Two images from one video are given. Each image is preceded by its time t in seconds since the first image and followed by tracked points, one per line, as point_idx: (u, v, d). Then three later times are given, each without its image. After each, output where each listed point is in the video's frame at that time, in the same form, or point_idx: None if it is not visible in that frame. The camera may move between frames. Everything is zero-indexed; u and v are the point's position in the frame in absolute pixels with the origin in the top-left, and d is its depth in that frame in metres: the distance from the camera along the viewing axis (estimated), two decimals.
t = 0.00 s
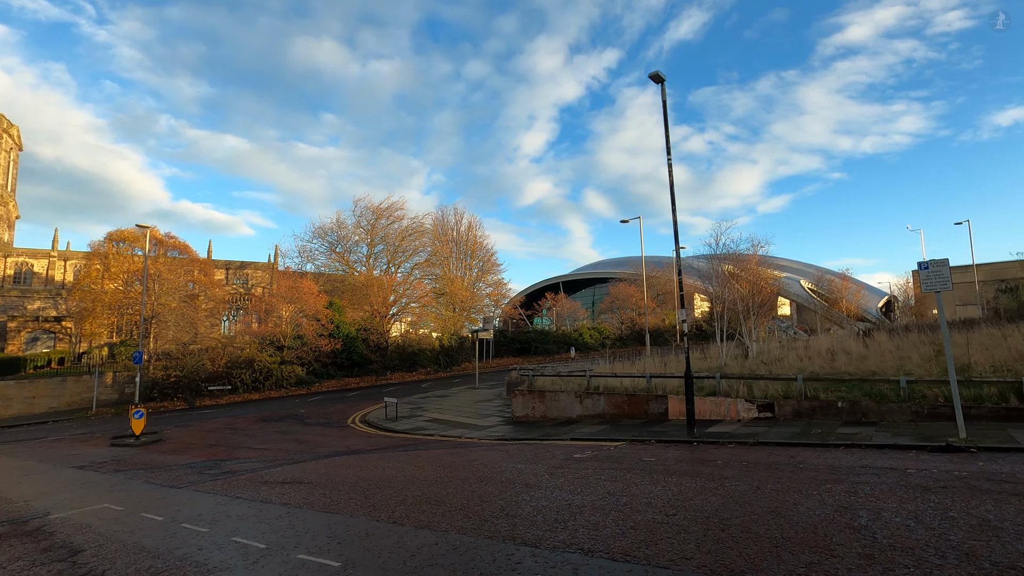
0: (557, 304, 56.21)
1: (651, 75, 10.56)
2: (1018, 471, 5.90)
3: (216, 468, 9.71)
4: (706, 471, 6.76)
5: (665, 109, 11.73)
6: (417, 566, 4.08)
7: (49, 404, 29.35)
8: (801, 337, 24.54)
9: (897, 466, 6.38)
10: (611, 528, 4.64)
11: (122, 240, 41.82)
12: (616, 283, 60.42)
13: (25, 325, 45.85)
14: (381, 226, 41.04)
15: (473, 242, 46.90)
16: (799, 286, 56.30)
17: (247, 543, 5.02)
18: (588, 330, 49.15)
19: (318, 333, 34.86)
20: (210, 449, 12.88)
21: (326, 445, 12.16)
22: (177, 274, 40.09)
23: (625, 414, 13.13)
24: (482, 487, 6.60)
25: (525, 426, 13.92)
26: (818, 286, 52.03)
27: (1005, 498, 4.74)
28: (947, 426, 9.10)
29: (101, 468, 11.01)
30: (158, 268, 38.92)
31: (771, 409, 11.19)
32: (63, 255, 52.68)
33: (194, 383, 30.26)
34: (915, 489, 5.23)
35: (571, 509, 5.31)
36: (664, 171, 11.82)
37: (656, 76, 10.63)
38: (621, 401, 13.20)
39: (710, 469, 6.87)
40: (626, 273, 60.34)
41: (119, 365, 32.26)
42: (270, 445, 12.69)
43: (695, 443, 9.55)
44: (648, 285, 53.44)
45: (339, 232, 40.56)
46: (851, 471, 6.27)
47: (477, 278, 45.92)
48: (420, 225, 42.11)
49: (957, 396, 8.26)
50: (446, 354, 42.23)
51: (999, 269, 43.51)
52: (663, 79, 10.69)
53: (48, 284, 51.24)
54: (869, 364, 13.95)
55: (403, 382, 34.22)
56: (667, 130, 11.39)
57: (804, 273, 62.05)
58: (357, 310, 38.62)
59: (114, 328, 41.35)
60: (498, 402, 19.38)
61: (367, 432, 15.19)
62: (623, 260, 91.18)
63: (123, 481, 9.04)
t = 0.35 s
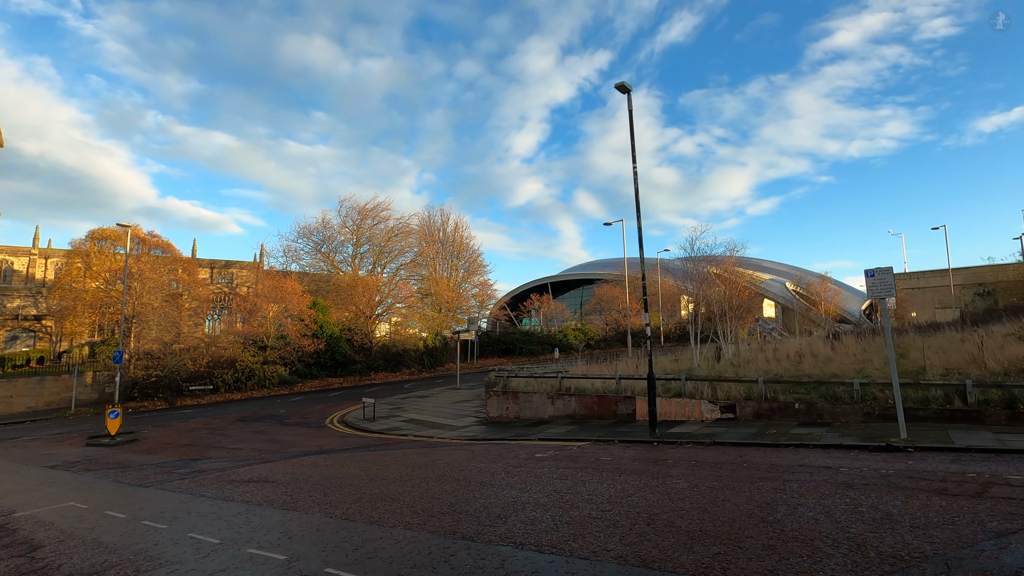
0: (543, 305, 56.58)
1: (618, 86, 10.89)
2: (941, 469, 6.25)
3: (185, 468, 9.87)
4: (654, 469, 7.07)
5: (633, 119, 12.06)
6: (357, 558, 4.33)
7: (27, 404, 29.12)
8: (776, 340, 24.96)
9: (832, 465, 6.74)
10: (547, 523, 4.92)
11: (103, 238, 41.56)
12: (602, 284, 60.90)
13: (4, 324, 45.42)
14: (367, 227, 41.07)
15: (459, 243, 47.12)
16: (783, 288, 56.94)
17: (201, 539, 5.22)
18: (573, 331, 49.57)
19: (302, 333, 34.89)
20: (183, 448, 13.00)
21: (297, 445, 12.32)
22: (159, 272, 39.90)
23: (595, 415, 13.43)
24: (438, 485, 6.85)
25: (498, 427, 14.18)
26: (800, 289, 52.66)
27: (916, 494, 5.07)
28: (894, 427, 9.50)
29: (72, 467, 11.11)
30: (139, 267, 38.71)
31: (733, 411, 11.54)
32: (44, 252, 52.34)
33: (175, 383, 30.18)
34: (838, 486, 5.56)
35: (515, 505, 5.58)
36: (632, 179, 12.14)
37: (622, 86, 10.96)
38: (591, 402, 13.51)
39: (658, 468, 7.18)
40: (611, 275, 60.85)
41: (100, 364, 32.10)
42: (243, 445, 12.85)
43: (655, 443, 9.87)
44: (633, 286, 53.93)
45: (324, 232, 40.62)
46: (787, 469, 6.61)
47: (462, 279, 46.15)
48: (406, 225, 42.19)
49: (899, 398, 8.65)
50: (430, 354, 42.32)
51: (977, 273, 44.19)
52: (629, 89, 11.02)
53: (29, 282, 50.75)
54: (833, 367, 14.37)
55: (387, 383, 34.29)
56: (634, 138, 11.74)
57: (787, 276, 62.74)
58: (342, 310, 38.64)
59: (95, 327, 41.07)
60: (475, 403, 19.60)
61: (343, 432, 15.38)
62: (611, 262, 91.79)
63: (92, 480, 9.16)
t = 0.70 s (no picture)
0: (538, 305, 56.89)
1: (595, 92, 11.14)
2: (891, 467, 6.46)
3: (168, 465, 10.06)
4: (618, 467, 7.27)
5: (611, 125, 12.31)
6: (313, 549, 4.53)
7: (20, 402, 29.27)
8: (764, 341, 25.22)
9: (789, 463, 6.96)
10: (501, 516, 5.12)
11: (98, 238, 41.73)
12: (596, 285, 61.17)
13: None
14: (362, 226, 41.27)
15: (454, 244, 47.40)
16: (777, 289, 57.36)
17: (170, 531, 5.42)
18: (566, 332, 49.82)
19: (295, 332, 35.05)
20: (169, 446, 13.19)
21: (281, 443, 12.51)
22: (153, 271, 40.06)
23: (576, 414, 13.64)
24: (407, 481, 7.06)
25: (481, 426, 14.39)
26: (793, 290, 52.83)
27: (855, 490, 5.29)
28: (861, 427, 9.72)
29: (58, 464, 11.29)
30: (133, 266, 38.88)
31: (709, 410, 11.74)
32: (40, 251, 52.54)
33: (167, 382, 30.33)
34: (785, 483, 5.78)
35: (475, 500, 5.78)
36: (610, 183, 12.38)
37: (600, 92, 11.21)
38: (572, 402, 13.71)
39: (622, 465, 7.39)
40: (606, 275, 61.14)
41: (93, 363, 32.23)
42: (228, 443, 13.04)
43: (629, 442, 10.07)
44: (628, 287, 54.13)
45: (318, 232, 40.78)
46: (745, 467, 6.82)
47: (457, 279, 46.40)
48: (401, 225, 42.38)
49: (864, 400, 8.87)
50: (423, 354, 42.47)
51: (970, 275, 44.38)
52: (606, 95, 11.27)
53: (24, 280, 50.93)
54: (811, 368, 14.60)
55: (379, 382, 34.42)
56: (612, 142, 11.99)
57: (781, 277, 62.91)
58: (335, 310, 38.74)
59: (89, 326, 41.20)
60: (463, 402, 19.78)
61: (329, 431, 15.57)
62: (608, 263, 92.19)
63: (75, 477, 9.35)
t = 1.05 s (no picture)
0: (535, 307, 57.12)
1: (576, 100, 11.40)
2: (848, 467, 6.70)
3: (157, 465, 10.31)
4: (588, 467, 7.52)
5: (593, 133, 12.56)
6: (281, 544, 4.77)
7: (19, 402, 29.57)
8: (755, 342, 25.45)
9: (752, 464, 7.20)
10: (463, 514, 5.37)
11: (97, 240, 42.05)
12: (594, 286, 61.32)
13: None
14: (360, 228, 41.50)
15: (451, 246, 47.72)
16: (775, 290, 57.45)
17: (150, 528, 5.67)
18: (563, 333, 50.11)
19: (292, 334, 35.33)
20: (161, 447, 13.45)
21: (270, 444, 12.76)
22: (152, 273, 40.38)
23: (561, 416, 13.87)
24: (383, 481, 7.30)
25: (468, 427, 14.62)
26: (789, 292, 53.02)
27: (805, 490, 5.52)
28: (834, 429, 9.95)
29: (50, 464, 11.54)
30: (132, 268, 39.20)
31: (690, 412, 11.96)
32: (40, 252, 52.95)
33: (165, 383, 30.63)
34: (741, 482, 6.02)
35: (443, 499, 6.02)
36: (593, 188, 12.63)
37: (581, 100, 11.47)
38: (558, 404, 13.94)
39: (593, 465, 7.63)
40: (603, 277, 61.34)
41: (91, 364, 32.53)
42: (219, 443, 13.30)
43: (607, 444, 10.31)
44: (624, 289, 54.36)
45: (316, 234, 40.99)
46: (709, 467, 7.06)
47: (455, 281, 46.69)
48: (398, 227, 42.65)
49: (833, 402, 9.12)
50: (420, 356, 42.76)
51: (966, 276, 44.61)
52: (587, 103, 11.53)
53: (25, 281, 51.30)
54: (794, 370, 14.82)
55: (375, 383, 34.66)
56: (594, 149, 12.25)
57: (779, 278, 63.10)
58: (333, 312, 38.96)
59: (87, 328, 41.52)
60: (454, 404, 19.99)
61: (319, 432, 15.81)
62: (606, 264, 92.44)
63: (66, 476, 9.61)
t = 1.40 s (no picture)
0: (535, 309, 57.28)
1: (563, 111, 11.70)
2: (812, 469, 6.97)
3: (156, 464, 10.67)
4: (565, 468, 7.81)
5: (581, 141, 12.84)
6: (262, 539, 5.09)
7: (26, 402, 30.11)
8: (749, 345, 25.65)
9: (721, 465, 7.47)
10: (436, 511, 5.68)
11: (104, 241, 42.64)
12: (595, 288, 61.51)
13: (8, 324, 46.63)
14: (362, 230, 41.86)
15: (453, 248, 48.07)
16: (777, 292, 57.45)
17: (142, 523, 6.01)
18: (563, 335, 50.39)
19: (294, 336, 35.77)
20: (161, 446, 13.82)
21: (266, 444, 13.11)
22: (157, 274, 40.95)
23: (551, 418, 14.14)
24: (368, 480, 7.62)
25: (461, 429, 14.91)
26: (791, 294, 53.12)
27: (761, 491, 5.81)
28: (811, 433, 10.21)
29: (53, 463, 11.92)
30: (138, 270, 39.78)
31: (674, 415, 12.21)
32: (48, 253, 53.70)
33: (169, 383, 31.11)
34: (704, 483, 6.30)
35: (420, 498, 6.33)
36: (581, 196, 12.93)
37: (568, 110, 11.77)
38: (548, 406, 14.21)
39: (570, 466, 7.92)
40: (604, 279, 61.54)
41: (97, 364, 33.05)
42: (217, 443, 13.66)
43: (591, 446, 10.58)
44: (625, 291, 54.56)
45: (318, 237, 41.34)
46: (679, 469, 7.34)
47: (456, 283, 47.07)
48: (400, 229, 43.01)
49: (809, 406, 9.37)
50: (420, 357, 43.09)
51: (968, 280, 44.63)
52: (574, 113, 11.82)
53: (32, 282, 52.03)
54: (782, 374, 15.03)
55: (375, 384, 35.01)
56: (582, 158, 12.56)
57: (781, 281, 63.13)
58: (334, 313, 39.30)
59: (93, 328, 42.10)
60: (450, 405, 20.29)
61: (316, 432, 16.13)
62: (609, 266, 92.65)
63: (68, 474, 9.99)
